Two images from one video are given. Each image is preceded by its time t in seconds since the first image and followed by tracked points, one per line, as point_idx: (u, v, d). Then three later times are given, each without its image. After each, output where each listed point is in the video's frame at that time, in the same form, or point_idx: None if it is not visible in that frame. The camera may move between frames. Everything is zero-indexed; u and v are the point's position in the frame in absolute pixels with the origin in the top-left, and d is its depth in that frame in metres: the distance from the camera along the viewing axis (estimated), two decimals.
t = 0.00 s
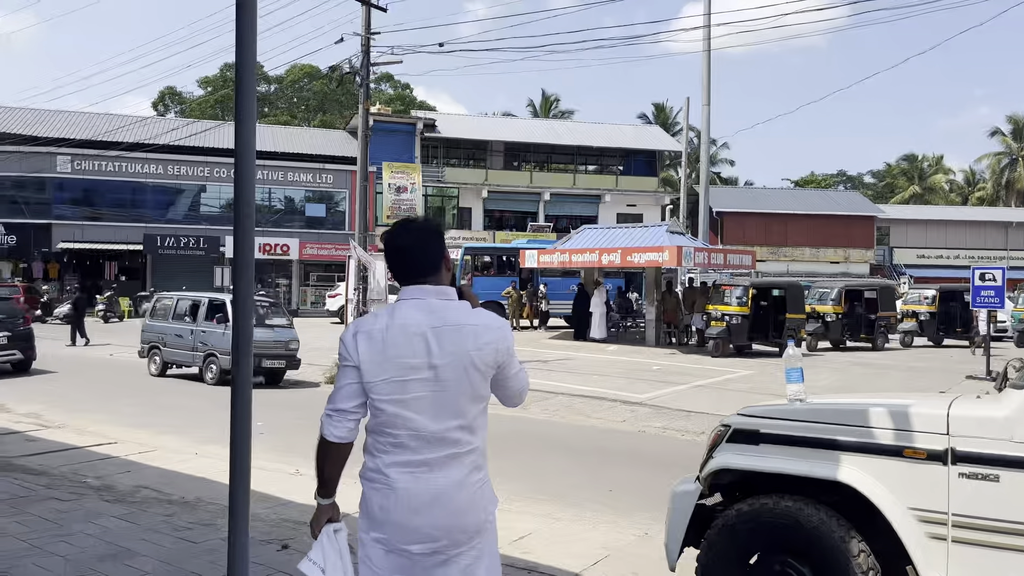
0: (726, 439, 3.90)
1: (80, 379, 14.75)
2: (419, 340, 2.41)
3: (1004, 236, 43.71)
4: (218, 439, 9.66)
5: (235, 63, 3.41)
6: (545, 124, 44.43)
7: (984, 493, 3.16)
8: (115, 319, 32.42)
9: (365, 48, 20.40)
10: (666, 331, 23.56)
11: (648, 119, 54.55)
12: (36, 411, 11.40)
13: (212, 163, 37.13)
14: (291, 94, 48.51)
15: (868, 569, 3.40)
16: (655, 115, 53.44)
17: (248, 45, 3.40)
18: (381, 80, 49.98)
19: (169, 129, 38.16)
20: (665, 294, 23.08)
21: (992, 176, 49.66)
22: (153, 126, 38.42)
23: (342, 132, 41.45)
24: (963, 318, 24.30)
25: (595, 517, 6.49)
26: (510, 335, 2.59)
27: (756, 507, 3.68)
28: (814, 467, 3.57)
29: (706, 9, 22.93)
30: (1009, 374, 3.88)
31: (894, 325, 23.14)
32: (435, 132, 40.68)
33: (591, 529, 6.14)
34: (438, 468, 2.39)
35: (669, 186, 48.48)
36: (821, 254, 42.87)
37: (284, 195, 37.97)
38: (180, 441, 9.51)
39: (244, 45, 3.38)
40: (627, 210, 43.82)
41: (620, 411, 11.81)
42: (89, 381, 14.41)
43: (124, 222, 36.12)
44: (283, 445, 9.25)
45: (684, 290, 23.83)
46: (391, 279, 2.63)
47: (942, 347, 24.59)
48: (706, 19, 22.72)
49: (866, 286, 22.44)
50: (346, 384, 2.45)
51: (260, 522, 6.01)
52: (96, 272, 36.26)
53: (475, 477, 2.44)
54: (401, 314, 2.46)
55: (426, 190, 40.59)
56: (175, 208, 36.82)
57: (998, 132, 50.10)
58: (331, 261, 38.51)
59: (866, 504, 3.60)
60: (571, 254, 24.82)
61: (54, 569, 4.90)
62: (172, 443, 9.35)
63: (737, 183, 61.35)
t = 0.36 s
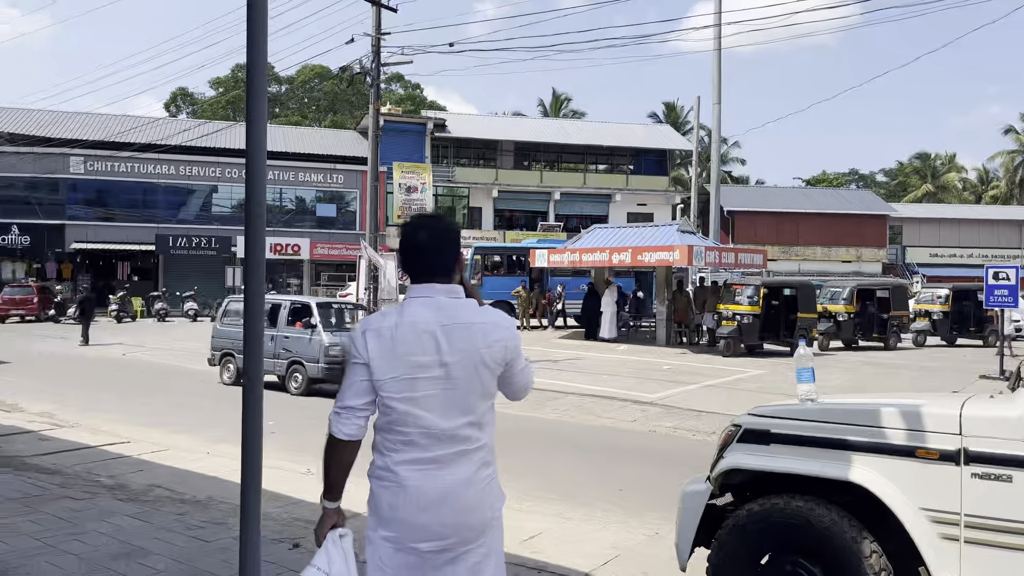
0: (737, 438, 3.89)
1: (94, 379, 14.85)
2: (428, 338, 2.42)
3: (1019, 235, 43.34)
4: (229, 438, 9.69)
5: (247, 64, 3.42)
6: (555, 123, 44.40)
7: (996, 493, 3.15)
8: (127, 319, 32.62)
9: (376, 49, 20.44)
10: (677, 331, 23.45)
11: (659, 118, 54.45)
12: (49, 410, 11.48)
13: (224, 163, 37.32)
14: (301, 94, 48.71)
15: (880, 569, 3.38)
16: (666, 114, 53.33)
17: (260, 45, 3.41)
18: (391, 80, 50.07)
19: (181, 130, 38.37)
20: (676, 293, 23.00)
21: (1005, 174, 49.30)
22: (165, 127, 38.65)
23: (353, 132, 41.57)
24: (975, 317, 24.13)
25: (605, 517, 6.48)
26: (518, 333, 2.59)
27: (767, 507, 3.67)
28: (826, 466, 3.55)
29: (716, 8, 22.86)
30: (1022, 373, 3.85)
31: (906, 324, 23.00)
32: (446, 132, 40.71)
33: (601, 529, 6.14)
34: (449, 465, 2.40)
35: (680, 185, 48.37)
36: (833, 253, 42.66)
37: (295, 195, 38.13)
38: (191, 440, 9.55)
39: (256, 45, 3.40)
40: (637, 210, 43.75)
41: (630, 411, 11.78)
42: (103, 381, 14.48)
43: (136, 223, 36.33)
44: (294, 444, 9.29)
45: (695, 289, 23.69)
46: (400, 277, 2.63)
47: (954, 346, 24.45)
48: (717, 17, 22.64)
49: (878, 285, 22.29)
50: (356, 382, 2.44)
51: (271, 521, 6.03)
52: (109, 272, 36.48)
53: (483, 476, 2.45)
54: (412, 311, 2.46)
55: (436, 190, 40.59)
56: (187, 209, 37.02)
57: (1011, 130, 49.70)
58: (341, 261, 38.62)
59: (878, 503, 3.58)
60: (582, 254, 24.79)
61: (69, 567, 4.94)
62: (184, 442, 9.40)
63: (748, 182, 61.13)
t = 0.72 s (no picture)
0: (742, 439, 3.89)
1: (102, 379, 14.90)
2: (444, 336, 2.42)
3: None
4: (235, 438, 9.72)
5: (252, 63, 3.40)
6: (560, 123, 44.42)
7: (1003, 493, 3.14)
8: (133, 319, 32.70)
9: (381, 49, 20.48)
10: (682, 332, 23.39)
11: (664, 118, 54.44)
12: (56, 410, 11.52)
13: (230, 164, 37.49)
14: (306, 95, 48.86)
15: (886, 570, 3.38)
16: (671, 115, 53.32)
17: (265, 44, 3.39)
18: (396, 81, 50.16)
19: (187, 131, 38.48)
20: (681, 293, 22.94)
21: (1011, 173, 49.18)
22: (170, 128, 38.75)
23: (358, 133, 41.66)
24: (981, 317, 24.11)
25: (610, 517, 6.48)
26: (525, 335, 2.63)
27: (773, 508, 3.67)
28: (832, 467, 3.55)
29: (721, 7, 22.84)
30: None
31: (914, 324, 22.92)
32: (450, 133, 40.76)
33: (605, 529, 6.15)
34: (460, 462, 2.41)
35: (685, 185, 48.34)
36: (838, 253, 42.57)
37: (300, 196, 38.20)
38: (197, 440, 9.58)
39: (261, 43, 3.38)
40: (642, 210, 43.72)
41: (634, 411, 11.78)
42: (112, 381, 14.52)
43: (142, 223, 36.43)
44: (299, 444, 9.30)
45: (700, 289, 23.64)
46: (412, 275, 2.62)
47: (960, 347, 24.42)
48: (722, 17, 22.63)
49: (884, 285, 22.27)
50: (370, 376, 2.41)
51: (277, 521, 6.05)
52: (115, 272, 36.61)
53: (491, 471, 2.48)
54: (429, 307, 2.45)
55: (441, 191, 40.59)
56: (193, 209, 37.14)
57: (1017, 129, 49.58)
58: (347, 261, 38.69)
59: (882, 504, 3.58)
60: (587, 254, 24.79)
61: (77, 567, 4.95)
62: (190, 442, 9.43)
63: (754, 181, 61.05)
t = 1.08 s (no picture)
0: (744, 438, 3.89)
1: (103, 379, 14.90)
2: (448, 336, 2.41)
3: None
4: (236, 438, 9.72)
5: (256, 61, 3.38)
6: (560, 123, 44.44)
7: (1004, 492, 3.15)
8: (134, 320, 32.67)
9: (382, 49, 20.50)
10: (683, 331, 23.38)
11: (665, 118, 54.46)
12: (57, 410, 11.53)
13: (230, 164, 37.52)
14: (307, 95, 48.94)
15: (888, 570, 3.38)
16: (672, 115, 53.33)
17: (267, 42, 3.37)
18: (397, 81, 50.20)
19: (189, 131, 38.52)
20: (682, 293, 22.93)
21: (1012, 173, 49.15)
22: (172, 128, 38.79)
23: (359, 133, 41.69)
24: (982, 317, 24.09)
25: (611, 517, 6.47)
26: (531, 337, 2.62)
27: (775, 507, 3.67)
28: (833, 467, 3.56)
29: (722, 7, 22.81)
30: None
31: (915, 324, 22.89)
32: (451, 133, 40.79)
33: (606, 529, 6.15)
34: (460, 460, 2.41)
35: (686, 185, 48.33)
36: (839, 253, 42.55)
37: (301, 196, 38.21)
38: (197, 440, 9.57)
39: (263, 42, 3.35)
40: (642, 210, 43.69)
41: (635, 411, 11.77)
42: (113, 381, 14.53)
43: (143, 223, 36.42)
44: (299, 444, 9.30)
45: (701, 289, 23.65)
46: (420, 276, 2.62)
47: (961, 347, 24.42)
48: (722, 16, 22.62)
49: (885, 285, 22.27)
50: (370, 369, 2.41)
51: (278, 520, 6.05)
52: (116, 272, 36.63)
53: (489, 471, 2.48)
54: (435, 307, 2.45)
55: (441, 191, 40.61)
56: (194, 209, 37.18)
57: (1018, 129, 49.56)
58: (347, 261, 38.71)
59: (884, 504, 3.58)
60: (588, 254, 24.77)
61: (79, 567, 4.95)
62: (191, 442, 9.43)
63: (755, 181, 61.03)
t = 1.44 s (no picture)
0: (745, 438, 3.90)
1: (103, 379, 14.88)
2: (446, 340, 2.40)
3: None
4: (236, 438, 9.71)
5: (256, 64, 3.28)
6: (559, 122, 44.44)
7: (1007, 491, 3.14)
8: (133, 320, 32.63)
9: (381, 49, 20.50)
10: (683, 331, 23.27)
11: (664, 117, 54.49)
12: (56, 410, 11.51)
13: (228, 164, 37.47)
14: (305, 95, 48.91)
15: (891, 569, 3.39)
16: (671, 115, 53.35)
17: (268, 41, 3.28)
18: (396, 80, 50.24)
19: (188, 130, 38.49)
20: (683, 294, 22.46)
21: (1011, 172, 49.15)
22: (171, 128, 38.76)
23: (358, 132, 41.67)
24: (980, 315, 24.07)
25: (612, 517, 6.47)
26: (533, 342, 2.60)
27: (776, 506, 3.68)
28: (835, 466, 3.56)
29: (721, 6, 22.83)
30: None
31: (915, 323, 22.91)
32: (450, 132, 40.78)
33: (607, 529, 6.14)
34: (459, 462, 2.41)
35: (685, 184, 48.35)
36: (838, 252, 42.55)
37: (300, 196, 38.19)
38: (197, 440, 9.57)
39: (264, 42, 3.26)
40: (641, 209, 43.65)
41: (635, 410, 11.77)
42: (114, 381, 14.54)
43: (142, 223, 36.41)
44: (299, 443, 9.30)
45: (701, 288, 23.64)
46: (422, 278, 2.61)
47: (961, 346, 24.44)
48: (722, 15, 22.62)
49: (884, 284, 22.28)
50: (366, 369, 2.41)
51: (278, 520, 6.05)
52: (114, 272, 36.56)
53: (488, 474, 2.47)
54: (434, 310, 2.43)
55: (440, 190, 40.60)
56: (193, 209, 37.16)
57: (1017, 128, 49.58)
58: (346, 261, 38.70)
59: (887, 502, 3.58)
60: (587, 254, 24.75)
61: (80, 567, 4.95)
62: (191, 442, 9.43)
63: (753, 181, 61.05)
